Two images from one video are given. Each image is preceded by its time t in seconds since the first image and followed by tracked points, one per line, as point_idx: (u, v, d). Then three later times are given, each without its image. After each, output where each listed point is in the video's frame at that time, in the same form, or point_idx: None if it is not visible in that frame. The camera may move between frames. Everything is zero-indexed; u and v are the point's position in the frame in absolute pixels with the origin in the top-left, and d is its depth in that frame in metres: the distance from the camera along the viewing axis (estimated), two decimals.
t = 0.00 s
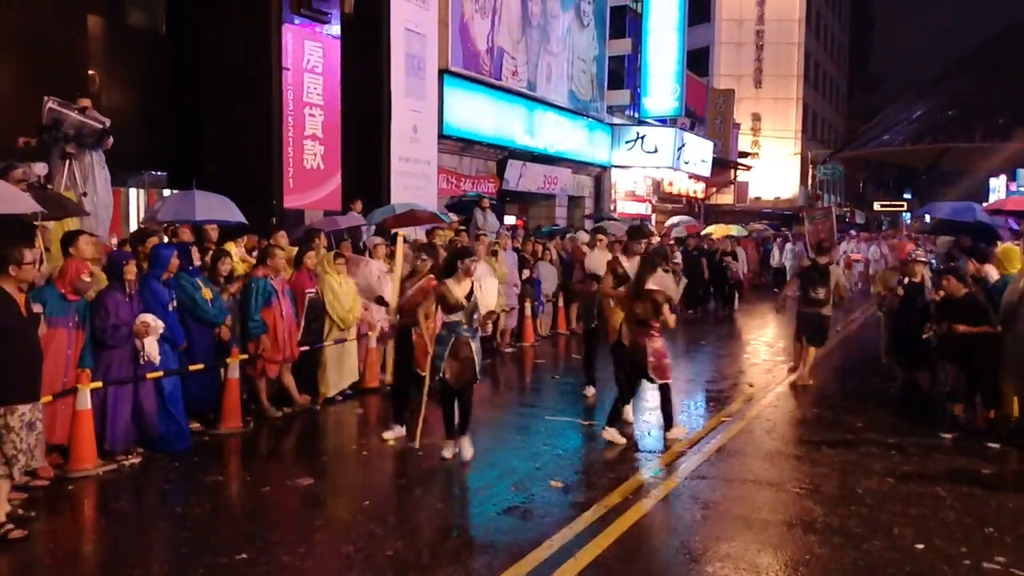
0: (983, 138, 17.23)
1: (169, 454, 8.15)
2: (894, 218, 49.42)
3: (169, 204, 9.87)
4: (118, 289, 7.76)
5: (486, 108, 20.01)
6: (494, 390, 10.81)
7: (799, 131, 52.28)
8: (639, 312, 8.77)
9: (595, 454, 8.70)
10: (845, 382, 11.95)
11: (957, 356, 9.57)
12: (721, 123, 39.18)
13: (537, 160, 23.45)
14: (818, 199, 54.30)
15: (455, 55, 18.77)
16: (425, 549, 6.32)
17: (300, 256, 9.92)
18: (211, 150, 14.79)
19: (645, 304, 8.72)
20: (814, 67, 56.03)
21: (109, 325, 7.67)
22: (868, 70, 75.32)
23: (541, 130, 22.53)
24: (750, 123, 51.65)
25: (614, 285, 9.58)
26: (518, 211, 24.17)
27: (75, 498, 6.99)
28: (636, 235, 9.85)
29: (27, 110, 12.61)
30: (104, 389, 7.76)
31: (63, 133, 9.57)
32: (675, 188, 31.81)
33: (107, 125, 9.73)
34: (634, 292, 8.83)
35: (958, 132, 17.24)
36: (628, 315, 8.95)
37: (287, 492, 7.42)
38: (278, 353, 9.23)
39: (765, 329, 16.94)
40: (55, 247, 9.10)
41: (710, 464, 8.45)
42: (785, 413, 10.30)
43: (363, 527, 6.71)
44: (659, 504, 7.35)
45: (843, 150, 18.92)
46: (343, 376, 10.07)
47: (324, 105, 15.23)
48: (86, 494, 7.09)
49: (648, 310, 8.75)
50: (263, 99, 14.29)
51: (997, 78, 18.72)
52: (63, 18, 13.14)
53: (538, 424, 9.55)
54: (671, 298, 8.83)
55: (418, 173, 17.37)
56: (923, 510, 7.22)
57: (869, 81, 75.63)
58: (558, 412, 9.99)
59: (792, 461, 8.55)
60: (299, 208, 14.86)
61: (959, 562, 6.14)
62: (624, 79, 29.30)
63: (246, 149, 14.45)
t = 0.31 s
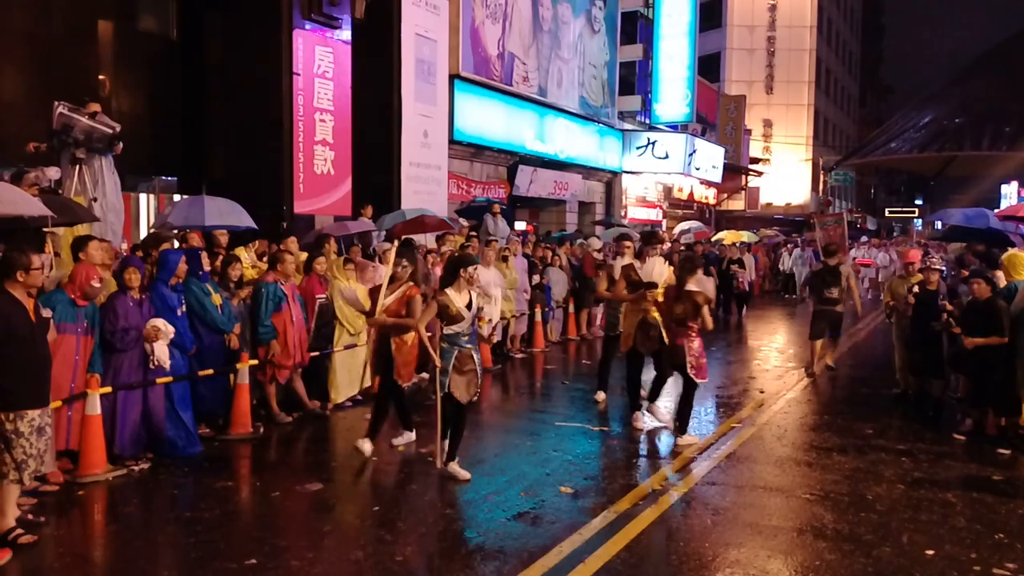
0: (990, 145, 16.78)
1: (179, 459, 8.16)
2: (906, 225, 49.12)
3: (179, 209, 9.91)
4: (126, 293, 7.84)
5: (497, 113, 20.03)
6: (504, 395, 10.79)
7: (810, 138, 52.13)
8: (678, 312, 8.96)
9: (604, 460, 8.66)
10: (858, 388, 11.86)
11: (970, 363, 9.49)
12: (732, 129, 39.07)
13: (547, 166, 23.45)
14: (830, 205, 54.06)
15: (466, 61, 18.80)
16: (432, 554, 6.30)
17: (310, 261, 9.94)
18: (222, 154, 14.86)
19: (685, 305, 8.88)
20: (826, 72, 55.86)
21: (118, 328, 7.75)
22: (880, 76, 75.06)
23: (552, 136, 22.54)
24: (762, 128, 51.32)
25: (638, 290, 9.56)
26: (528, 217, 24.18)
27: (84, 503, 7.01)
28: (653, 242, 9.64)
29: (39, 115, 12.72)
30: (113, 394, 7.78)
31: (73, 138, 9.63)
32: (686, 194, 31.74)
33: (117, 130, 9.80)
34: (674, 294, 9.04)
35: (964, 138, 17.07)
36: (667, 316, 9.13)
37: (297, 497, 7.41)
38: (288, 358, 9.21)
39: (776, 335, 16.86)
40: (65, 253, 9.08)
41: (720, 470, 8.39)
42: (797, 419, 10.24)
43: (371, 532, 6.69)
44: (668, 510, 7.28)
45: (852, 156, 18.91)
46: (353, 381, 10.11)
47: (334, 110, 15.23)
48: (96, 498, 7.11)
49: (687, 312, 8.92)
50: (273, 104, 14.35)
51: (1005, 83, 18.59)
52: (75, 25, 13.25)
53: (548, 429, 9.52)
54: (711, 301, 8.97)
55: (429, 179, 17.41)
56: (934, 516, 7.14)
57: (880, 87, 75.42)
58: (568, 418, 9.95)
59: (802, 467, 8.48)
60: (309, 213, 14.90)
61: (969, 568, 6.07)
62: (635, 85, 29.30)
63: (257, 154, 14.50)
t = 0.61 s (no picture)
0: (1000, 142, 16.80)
1: (186, 462, 8.16)
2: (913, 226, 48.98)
3: (185, 213, 9.94)
4: (130, 298, 7.86)
5: (502, 115, 20.03)
6: (510, 396, 10.78)
7: (817, 138, 52.02)
8: (711, 315, 9.00)
9: (611, 462, 8.65)
10: (865, 388, 11.81)
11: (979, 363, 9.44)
12: (738, 130, 38.97)
13: (553, 168, 23.45)
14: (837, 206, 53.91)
15: (472, 64, 18.78)
16: (439, 556, 6.30)
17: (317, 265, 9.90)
18: (228, 158, 14.92)
19: (718, 308, 8.92)
20: (832, 72, 55.73)
21: (121, 331, 7.75)
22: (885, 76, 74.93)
23: (557, 138, 22.55)
24: (766, 129, 51.79)
25: (661, 293, 9.39)
26: (534, 219, 24.18)
27: (92, 507, 7.03)
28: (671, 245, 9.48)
29: (46, 119, 12.79)
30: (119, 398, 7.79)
31: (78, 143, 9.66)
32: (691, 195, 31.68)
33: (123, 135, 9.84)
34: (708, 296, 9.08)
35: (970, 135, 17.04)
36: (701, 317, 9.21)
37: (304, 500, 7.42)
38: (295, 362, 9.20)
39: (783, 335, 16.82)
40: (71, 257, 9.18)
41: (727, 470, 8.37)
42: (805, 420, 10.20)
43: (378, 535, 6.70)
44: (674, 511, 7.27)
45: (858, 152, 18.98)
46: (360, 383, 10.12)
47: (339, 113, 15.34)
48: (104, 502, 7.14)
49: (719, 315, 8.97)
50: (279, 107, 14.37)
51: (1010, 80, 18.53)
52: (80, 28, 13.30)
53: (555, 431, 9.51)
54: (743, 303, 8.97)
55: (434, 181, 17.44)
56: (941, 515, 7.11)
57: (886, 86, 75.25)
58: (575, 419, 9.94)
59: (808, 468, 8.46)
60: (315, 216, 14.93)
61: (977, 568, 6.04)
62: (640, 86, 29.28)
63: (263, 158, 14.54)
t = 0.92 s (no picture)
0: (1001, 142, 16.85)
1: (188, 463, 8.16)
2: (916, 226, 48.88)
3: (188, 214, 9.91)
4: (131, 298, 7.85)
5: (505, 116, 20.03)
6: (513, 397, 10.76)
7: (820, 139, 51.92)
8: (739, 310, 9.24)
9: (614, 463, 8.62)
10: (869, 389, 11.77)
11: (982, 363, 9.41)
12: (741, 130, 38.87)
13: (556, 168, 23.44)
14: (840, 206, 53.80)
15: (475, 64, 18.78)
16: (441, 558, 6.28)
17: (320, 265, 9.87)
18: (231, 159, 14.92)
19: (746, 303, 9.20)
20: (835, 72, 55.61)
21: (122, 332, 7.73)
22: (888, 77, 74.86)
23: (560, 138, 22.55)
24: (770, 130, 51.24)
25: (681, 296, 9.39)
26: (537, 220, 24.17)
27: (94, 508, 7.03)
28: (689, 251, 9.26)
29: (49, 120, 12.79)
30: (121, 398, 7.80)
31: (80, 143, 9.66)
32: (695, 195, 31.65)
33: (125, 135, 9.82)
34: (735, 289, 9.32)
35: (973, 135, 17.04)
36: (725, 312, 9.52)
37: (305, 501, 7.42)
38: (297, 363, 9.25)
39: (787, 335, 16.77)
40: (73, 257, 9.19)
41: (730, 471, 8.35)
42: (810, 421, 10.15)
43: (381, 536, 6.69)
44: (676, 512, 7.25)
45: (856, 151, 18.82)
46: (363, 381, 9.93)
47: (342, 113, 15.34)
48: (106, 503, 7.13)
49: (747, 310, 9.23)
50: (281, 107, 14.35)
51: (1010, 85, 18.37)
52: (83, 27, 13.30)
53: (558, 432, 9.49)
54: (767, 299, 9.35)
55: (437, 181, 17.41)
56: (944, 516, 7.08)
57: (889, 86, 75.10)
58: (578, 420, 9.91)
59: (812, 468, 8.43)
60: (318, 217, 14.93)
61: (981, 569, 6.02)
62: (643, 86, 29.22)
63: (266, 159, 14.52)
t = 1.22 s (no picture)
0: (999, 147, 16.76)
1: (190, 461, 8.18)
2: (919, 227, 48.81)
3: (191, 213, 9.90)
4: (134, 296, 7.85)
5: (508, 116, 20.04)
6: (514, 396, 10.75)
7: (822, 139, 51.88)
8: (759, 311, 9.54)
9: (616, 463, 8.62)
10: (871, 389, 11.75)
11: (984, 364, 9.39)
12: (744, 131, 38.77)
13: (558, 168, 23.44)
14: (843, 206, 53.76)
15: (477, 64, 18.81)
16: (442, 557, 6.29)
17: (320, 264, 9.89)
18: (233, 158, 14.94)
19: (765, 304, 9.49)
20: (837, 73, 55.53)
21: (123, 331, 7.72)
22: (891, 78, 74.79)
23: (563, 139, 22.55)
24: (772, 130, 51.44)
25: (690, 299, 9.49)
26: (539, 220, 24.17)
27: (96, 506, 7.04)
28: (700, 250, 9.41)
29: (51, 119, 12.82)
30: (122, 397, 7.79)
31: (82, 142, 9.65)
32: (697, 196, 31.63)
33: (127, 133, 9.79)
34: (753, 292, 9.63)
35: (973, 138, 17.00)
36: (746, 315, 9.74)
37: (307, 500, 7.43)
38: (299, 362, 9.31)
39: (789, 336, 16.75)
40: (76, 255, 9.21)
41: (732, 471, 8.35)
42: (812, 422, 10.14)
43: (382, 535, 6.69)
44: (677, 513, 7.24)
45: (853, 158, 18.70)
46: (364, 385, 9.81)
47: (344, 113, 15.25)
48: (107, 501, 7.14)
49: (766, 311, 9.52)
50: (283, 107, 14.36)
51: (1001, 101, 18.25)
52: (85, 26, 13.32)
53: (559, 432, 9.49)
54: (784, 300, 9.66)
55: (439, 181, 17.41)
56: (945, 517, 7.09)
57: (892, 86, 75.05)
58: (579, 420, 9.91)
59: (813, 469, 8.44)
60: (320, 216, 14.93)
61: (981, 570, 6.02)
62: (646, 86, 29.22)
63: (268, 158, 14.53)
